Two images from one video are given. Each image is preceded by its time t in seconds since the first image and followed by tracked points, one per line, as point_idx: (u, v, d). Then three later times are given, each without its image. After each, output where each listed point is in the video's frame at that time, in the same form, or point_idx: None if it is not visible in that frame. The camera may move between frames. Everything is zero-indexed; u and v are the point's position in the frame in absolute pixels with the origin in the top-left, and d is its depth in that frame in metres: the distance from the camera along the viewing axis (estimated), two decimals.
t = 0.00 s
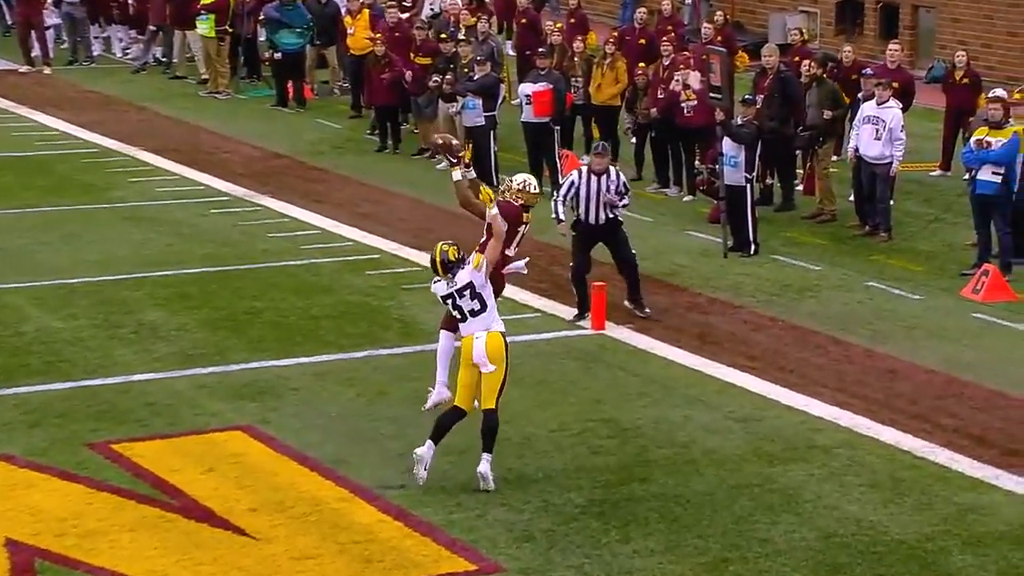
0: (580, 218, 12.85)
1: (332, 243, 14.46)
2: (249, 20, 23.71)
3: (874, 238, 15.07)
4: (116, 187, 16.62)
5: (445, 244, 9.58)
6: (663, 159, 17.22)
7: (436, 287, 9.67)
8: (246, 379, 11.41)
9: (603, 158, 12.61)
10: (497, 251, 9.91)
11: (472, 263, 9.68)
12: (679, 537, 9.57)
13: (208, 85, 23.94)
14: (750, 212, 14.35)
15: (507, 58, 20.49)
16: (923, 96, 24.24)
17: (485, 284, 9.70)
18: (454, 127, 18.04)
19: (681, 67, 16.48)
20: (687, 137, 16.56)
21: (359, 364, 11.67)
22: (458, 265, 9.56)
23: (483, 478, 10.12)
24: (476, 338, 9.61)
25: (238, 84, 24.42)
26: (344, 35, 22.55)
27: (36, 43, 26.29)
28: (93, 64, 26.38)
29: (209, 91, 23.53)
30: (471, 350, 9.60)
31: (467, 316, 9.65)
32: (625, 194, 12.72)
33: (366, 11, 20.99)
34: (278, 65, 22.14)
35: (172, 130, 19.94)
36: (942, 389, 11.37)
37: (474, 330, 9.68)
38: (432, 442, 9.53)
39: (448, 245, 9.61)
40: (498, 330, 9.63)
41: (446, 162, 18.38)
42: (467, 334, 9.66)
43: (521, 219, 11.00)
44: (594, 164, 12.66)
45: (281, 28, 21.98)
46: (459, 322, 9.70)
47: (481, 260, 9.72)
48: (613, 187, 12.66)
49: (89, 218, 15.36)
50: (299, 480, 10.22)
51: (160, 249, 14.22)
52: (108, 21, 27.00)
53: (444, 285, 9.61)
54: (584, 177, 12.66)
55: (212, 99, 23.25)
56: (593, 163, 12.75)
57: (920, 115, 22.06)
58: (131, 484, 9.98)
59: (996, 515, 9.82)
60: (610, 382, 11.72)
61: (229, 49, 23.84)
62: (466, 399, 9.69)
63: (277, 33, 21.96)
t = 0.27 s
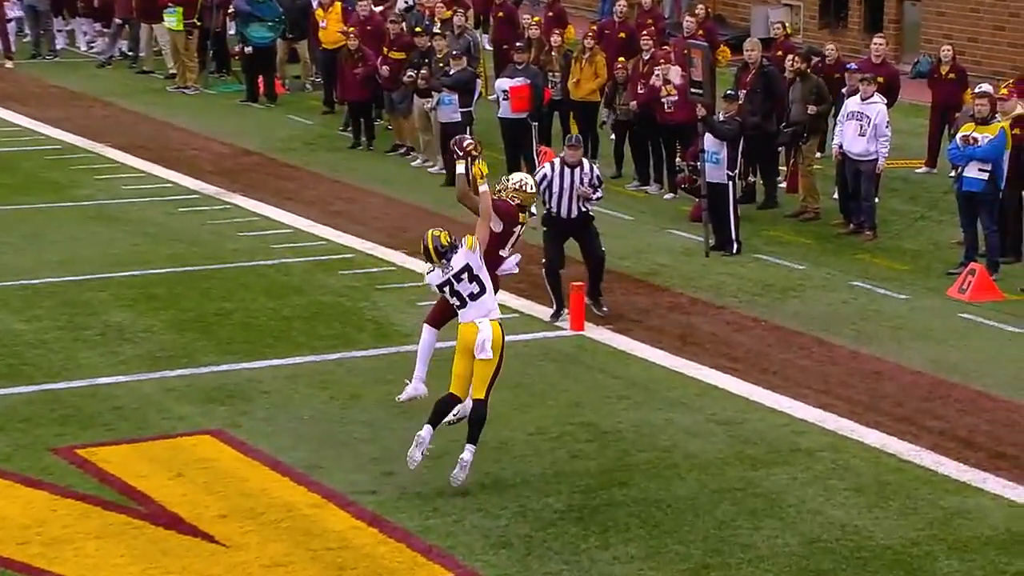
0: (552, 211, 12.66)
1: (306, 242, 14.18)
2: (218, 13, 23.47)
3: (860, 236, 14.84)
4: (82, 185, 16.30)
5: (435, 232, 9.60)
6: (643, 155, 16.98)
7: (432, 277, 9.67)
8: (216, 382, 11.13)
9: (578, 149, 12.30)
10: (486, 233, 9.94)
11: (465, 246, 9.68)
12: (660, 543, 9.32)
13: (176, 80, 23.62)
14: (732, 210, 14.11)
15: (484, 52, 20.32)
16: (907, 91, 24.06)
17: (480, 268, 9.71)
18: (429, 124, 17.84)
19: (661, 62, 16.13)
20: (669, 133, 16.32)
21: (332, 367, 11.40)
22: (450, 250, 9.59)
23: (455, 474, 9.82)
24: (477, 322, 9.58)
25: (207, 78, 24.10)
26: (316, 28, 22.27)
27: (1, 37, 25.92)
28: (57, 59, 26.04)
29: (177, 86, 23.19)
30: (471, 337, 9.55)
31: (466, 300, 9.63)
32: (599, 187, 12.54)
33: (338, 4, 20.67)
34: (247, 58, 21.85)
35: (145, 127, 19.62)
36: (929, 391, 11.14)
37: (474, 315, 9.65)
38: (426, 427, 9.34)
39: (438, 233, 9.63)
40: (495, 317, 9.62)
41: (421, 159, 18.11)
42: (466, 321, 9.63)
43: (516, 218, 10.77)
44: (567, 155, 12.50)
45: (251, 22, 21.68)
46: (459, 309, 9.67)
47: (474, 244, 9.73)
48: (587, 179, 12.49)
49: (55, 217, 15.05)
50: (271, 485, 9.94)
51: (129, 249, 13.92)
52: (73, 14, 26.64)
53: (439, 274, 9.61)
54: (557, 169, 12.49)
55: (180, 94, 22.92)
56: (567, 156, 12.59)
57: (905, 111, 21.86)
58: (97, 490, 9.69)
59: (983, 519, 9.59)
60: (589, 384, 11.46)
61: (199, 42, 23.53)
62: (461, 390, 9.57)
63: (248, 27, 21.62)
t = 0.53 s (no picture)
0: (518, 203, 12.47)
1: (276, 238, 13.86)
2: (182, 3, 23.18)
3: (842, 232, 14.64)
4: (41, 179, 15.94)
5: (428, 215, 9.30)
6: (620, 149, 16.74)
7: (426, 262, 9.35)
8: (181, 383, 10.81)
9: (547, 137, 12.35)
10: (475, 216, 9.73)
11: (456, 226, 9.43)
12: (637, 547, 9.04)
13: (137, 71, 23.23)
14: (711, 204, 13.84)
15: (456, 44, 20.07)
16: (889, 83, 23.83)
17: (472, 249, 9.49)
18: (400, 117, 17.47)
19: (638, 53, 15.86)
20: (647, 126, 16.05)
21: (300, 367, 11.09)
22: (443, 231, 9.32)
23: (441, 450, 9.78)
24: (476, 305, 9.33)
25: (171, 69, 23.74)
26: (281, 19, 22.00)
27: None
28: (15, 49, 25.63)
29: (139, 77, 22.81)
30: (470, 321, 9.28)
31: (464, 282, 9.37)
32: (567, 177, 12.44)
33: None
34: (212, 49, 21.54)
35: (114, 120, 19.27)
36: (912, 391, 10.88)
37: (473, 297, 9.39)
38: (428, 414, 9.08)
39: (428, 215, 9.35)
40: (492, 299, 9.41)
41: (392, 152, 17.80)
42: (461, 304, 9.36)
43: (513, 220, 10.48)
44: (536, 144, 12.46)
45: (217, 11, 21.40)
46: (457, 293, 9.38)
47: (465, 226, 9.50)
48: (555, 168, 12.41)
49: (16, 212, 14.69)
50: (237, 488, 9.63)
51: (92, 245, 13.58)
52: (33, 4, 26.22)
53: (434, 258, 9.32)
54: (525, 157, 12.43)
55: (143, 85, 22.55)
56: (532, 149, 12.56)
57: (888, 103, 21.62)
58: (56, 495, 9.37)
59: (968, 522, 9.34)
60: (565, 384, 11.18)
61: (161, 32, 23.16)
62: (453, 371, 9.33)
63: (214, 16, 21.35)
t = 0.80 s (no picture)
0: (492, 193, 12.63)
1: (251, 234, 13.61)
2: None
3: (829, 226, 14.42)
4: (10, 173, 15.65)
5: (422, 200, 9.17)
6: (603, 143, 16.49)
7: (423, 247, 9.15)
8: (152, 382, 10.56)
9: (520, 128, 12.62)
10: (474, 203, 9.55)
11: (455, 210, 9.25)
12: (620, 548, 8.82)
13: (107, 62, 22.89)
14: (695, 198, 13.62)
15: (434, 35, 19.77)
16: (877, 73, 23.65)
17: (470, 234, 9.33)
18: (378, 109, 17.20)
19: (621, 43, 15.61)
20: (630, 118, 15.79)
21: (275, 365, 10.84)
22: (438, 215, 9.17)
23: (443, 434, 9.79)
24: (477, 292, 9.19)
25: (142, 60, 23.46)
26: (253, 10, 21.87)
27: None
28: None
29: (107, 68, 22.50)
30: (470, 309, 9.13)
31: (462, 267, 9.21)
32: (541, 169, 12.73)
33: None
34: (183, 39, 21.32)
35: (87, 113, 18.99)
36: (900, 388, 10.68)
37: (472, 283, 9.23)
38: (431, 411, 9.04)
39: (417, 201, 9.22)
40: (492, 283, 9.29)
41: (370, 145, 17.57)
42: (460, 291, 9.20)
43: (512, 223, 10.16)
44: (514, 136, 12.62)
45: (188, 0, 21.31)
46: (454, 278, 9.21)
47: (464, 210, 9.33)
48: (530, 159, 12.67)
49: None
50: (210, 489, 9.37)
51: (63, 241, 13.31)
52: None
53: (432, 243, 9.14)
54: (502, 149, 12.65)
55: (113, 76, 22.23)
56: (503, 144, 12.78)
57: (876, 94, 21.43)
58: (23, 498, 9.11)
59: (957, 522, 9.13)
60: (546, 382, 10.95)
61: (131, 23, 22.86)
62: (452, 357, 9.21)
63: (186, 5, 21.27)
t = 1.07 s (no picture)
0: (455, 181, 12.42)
1: (222, 228, 13.31)
2: None
3: (814, 220, 14.17)
4: None
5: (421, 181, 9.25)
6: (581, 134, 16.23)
7: (420, 228, 9.07)
8: (117, 381, 10.26)
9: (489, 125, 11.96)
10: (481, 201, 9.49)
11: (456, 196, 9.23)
12: (599, 551, 8.55)
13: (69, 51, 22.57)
14: (676, 190, 13.37)
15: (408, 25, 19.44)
16: (861, 63, 23.42)
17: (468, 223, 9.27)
18: (350, 100, 16.93)
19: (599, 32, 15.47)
20: (609, 109, 15.57)
21: (244, 364, 10.54)
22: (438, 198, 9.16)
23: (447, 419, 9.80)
24: (475, 281, 9.13)
25: (105, 49, 23.13)
26: None
27: None
28: None
29: (70, 58, 22.17)
30: (468, 301, 9.10)
31: (459, 252, 9.12)
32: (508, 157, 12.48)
33: None
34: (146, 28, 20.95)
35: (52, 104, 18.66)
36: (885, 385, 10.43)
37: (468, 270, 9.16)
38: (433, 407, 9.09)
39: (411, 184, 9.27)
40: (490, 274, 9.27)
41: (341, 137, 17.26)
42: (457, 281, 9.14)
43: (508, 225, 9.41)
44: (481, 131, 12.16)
45: None
46: (449, 263, 9.13)
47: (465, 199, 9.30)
48: (499, 151, 12.37)
49: None
50: (177, 491, 9.07)
51: (27, 235, 12.99)
52: None
53: (429, 224, 9.08)
54: (468, 143, 12.20)
55: (76, 65, 21.90)
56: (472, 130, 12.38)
57: (861, 84, 21.20)
58: None
59: (944, 522, 8.89)
60: (523, 380, 10.68)
61: (94, 12, 22.51)
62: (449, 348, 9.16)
63: None
